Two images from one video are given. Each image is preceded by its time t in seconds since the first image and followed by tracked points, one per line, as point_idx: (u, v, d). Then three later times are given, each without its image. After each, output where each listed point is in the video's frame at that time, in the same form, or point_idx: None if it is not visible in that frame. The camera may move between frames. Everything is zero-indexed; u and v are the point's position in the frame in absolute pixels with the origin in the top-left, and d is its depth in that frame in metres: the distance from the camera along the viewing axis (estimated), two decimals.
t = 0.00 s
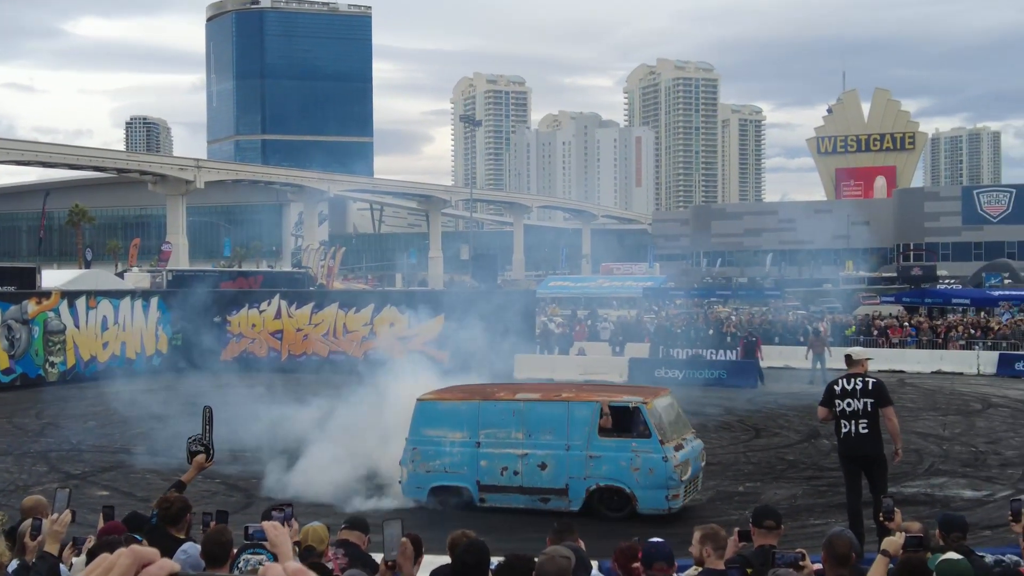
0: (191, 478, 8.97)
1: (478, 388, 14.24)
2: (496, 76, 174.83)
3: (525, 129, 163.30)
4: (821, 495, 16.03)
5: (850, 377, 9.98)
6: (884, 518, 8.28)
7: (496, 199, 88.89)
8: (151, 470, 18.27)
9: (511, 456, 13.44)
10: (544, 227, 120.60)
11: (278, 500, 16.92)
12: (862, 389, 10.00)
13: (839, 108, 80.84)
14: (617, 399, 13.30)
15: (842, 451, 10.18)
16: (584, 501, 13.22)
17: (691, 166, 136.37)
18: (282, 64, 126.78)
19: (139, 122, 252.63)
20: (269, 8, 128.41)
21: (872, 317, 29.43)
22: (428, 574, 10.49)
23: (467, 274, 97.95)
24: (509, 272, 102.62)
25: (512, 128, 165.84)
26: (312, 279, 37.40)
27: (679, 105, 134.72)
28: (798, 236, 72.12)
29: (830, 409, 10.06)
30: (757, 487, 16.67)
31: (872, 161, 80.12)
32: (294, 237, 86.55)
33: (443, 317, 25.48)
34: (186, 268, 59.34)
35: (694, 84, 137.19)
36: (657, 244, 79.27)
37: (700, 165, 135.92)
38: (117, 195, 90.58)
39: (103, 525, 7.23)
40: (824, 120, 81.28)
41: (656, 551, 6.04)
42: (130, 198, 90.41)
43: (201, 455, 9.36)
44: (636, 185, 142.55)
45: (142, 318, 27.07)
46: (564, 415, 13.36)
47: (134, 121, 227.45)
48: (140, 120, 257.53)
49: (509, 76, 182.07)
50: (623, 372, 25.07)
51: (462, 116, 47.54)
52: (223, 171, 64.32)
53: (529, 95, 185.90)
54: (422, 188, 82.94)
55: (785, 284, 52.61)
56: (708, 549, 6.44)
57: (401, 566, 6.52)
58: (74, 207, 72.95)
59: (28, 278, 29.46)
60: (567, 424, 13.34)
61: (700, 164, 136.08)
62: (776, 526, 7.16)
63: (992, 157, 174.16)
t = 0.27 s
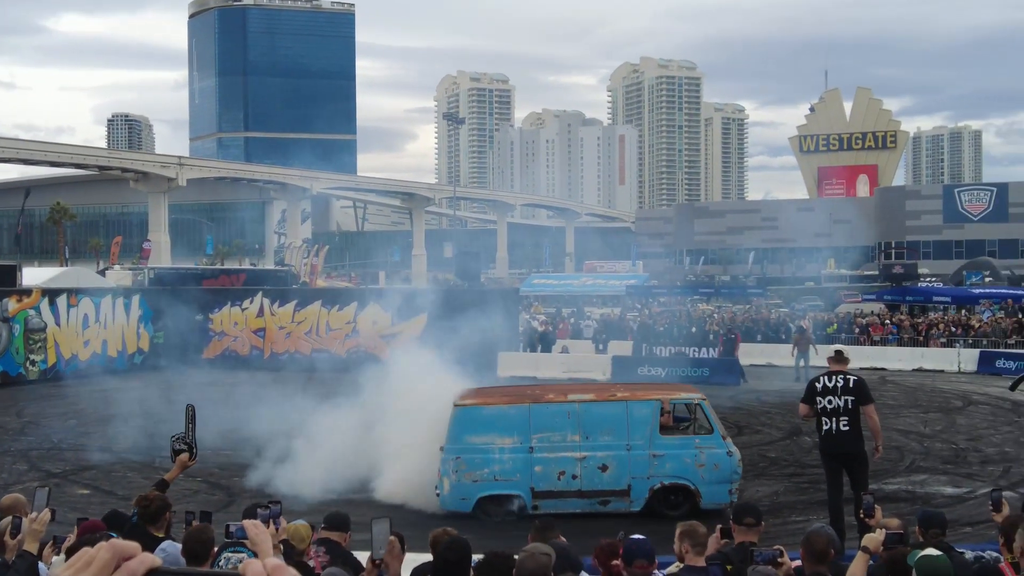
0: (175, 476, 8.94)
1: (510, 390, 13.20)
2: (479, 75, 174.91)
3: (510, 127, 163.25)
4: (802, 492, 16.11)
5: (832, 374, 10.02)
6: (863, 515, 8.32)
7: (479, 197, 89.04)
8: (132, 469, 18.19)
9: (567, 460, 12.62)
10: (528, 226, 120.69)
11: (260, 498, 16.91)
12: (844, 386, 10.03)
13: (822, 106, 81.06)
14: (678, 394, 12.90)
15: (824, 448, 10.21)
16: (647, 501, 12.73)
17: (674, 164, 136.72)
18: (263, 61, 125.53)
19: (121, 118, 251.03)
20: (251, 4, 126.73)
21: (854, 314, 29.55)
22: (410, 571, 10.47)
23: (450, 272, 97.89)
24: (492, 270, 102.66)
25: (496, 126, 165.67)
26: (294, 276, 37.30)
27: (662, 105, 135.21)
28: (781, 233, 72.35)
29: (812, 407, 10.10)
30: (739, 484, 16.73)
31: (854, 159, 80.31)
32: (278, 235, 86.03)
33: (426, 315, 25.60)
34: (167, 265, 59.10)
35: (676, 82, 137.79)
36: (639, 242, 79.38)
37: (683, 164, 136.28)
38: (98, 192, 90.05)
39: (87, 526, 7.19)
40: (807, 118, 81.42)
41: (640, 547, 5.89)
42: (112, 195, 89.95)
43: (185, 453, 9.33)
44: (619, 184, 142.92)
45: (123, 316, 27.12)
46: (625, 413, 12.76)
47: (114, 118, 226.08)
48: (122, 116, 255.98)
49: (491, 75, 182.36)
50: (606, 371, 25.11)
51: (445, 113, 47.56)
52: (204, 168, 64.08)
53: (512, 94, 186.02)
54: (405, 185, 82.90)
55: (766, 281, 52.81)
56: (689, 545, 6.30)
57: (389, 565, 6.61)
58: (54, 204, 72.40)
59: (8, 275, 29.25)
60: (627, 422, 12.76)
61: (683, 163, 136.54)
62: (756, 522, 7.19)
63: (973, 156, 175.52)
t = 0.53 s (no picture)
0: (158, 476, 8.92)
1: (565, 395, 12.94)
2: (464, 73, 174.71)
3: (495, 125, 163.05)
4: (785, 490, 16.16)
5: (810, 374, 10.06)
6: (843, 513, 8.31)
7: (462, 195, 89.13)
8: (115, 468, 18.10)
9: (641, 461, 12.67)
10: (512, 224, 120.74)
11: (244, 497, 16.90)
12: (826, 384, 10.05)
13: (805, 105, 81.14)
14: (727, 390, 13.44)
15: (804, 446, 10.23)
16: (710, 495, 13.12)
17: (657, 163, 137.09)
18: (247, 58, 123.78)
19: (103, 115, 249.38)
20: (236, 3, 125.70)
21: (837, 313, 29.65)
22: (393, 569, 10.47)
23: (434, 271, 97.72)
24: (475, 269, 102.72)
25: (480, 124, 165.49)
26: (277, 276, 37.15)
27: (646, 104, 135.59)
28: (763, 233, 72.61)
29: (794, 405, 10.09)
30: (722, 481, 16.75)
31: (837, 159, 80.35)
32: (261, 233, 85.61)
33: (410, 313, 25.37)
34: (149, 264, 58.85)
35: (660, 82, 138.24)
36: (623, 240, 79.44)
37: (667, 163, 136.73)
38: (80, 190, 89.76)
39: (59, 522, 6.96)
40: (790, 117, 81.40)
41: (614, 548, 6.14)
42: (94, 194, 89.76)
43: (169, 453, 9.27)
44: (604, 182, 143.22)
45: (105, 314, 26.99)
46: (690, 412, 13.10)
47: (96, 116, 224.85)
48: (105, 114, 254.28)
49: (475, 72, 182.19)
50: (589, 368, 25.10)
51: (429, 111, 47.49)
52: (186, 166, 63.90)
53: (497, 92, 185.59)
54: (388, 184, 82.85)
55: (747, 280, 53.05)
56: (669, 546, 6.38)
57: (377, 563, 6.65)
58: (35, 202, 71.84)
59: None
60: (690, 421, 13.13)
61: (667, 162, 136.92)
62: (736, 522, 7.17)
63: (955, 156, 176.62)
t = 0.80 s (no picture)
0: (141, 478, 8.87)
1: (639, 397, 12.49)
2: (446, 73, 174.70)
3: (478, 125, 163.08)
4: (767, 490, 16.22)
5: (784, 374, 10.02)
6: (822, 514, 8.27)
7: (444, 195, 89.23)
8: (95, 469, 18.01)
9: (719, 459, 12.87)
10: (495, 224, 120.89)
11: (224, 497, 16.88)
12: (807, 384, 10.00)
13: (786, 106, 81.50)
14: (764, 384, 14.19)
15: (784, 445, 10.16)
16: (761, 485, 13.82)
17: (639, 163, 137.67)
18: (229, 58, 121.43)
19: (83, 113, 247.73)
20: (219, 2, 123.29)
21: (817, 313, 29.77)
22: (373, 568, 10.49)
23: (416, 270, 97.60)
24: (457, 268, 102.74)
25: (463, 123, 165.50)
26: (260, 275, 37.01)
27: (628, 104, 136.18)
28: (745, 232, 72.96)
29: (775, 405, 10.03)
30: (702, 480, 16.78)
31: (818, 160, 80.66)
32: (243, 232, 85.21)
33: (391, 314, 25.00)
34: (130, 263, 58.61)
35: (642, 82, 138.86)
36: (605, 240, 79.55)
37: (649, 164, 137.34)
38: (60, 189, 89.17)
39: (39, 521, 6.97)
40: (771, 117, 81.67)
41: (596, 546, 6.06)
42: (74, 193, 89.33)
43: (151, 455, 9.21)
44: (586, 183, 143.63)
45: (85, 314, 27.01)
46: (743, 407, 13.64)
47: (75, 114, 223.24)
48: (86, 112, 252.86)
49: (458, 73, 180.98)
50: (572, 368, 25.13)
51: (411, 111, 47.51)
52: (167, 166, 63.58)
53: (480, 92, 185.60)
54: (371, 184, 82.77)
55: (726, 281, 53.41)
56: (646, 544, 6.19)
57: (361, 565, 6.48)
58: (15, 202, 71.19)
59: None
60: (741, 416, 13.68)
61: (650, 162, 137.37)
62: (712, 522, 7.20)
63: (934, 156, 178.06)
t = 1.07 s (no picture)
0: (115, 481, 8.53)
1: (685, 400, 11.99)
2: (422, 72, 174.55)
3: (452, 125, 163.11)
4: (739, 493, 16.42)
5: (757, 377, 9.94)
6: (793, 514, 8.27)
7: (420, 196, 89.32)
8: (67, 472, 17.85)
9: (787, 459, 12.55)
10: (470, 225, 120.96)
11: (199, 499, 16.71)
12: (784, 384, 9.99)
13: (761, 108, 82.14)
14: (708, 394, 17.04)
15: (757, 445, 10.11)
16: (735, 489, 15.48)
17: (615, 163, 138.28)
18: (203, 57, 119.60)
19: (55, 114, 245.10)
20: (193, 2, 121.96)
21: (790, 314, 30.03)
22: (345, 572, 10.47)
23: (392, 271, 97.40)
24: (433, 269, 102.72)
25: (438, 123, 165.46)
26: (235, 275, 36.82)
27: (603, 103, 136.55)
28: (720, 233, 73.46)
29: (751, 405, 9.96)
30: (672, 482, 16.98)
31: (792, 161, 81.18)
32: (217, 232, 84.56)
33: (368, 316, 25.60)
34: (103, 264, 58.20)
35: (618, 83, 142.82)
36: (581, 241, 79.71)
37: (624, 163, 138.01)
38: (31, 189, 88.26)
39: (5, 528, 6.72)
40: (746, 119, 82.24)
41: (572, 548, 6.10)
42: (46, 194, 88.64)
43: (125, 459, 8.87)
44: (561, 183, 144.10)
45: (58, 317, 26.85)
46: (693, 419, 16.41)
47: (47, 114, 220.99)
48: (59, 114, 250.90)
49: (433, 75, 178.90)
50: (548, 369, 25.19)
51: (387, 112, 47.46)
52: (140, 167, 63.19)
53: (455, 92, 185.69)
54: (346, 185, 82.68)
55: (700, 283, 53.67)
56: (616, 546, 6.25)
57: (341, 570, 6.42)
58: None
59: None
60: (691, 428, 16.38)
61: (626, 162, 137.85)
62: (686, 523, 7.17)
63: (908, 157, 179.87)
